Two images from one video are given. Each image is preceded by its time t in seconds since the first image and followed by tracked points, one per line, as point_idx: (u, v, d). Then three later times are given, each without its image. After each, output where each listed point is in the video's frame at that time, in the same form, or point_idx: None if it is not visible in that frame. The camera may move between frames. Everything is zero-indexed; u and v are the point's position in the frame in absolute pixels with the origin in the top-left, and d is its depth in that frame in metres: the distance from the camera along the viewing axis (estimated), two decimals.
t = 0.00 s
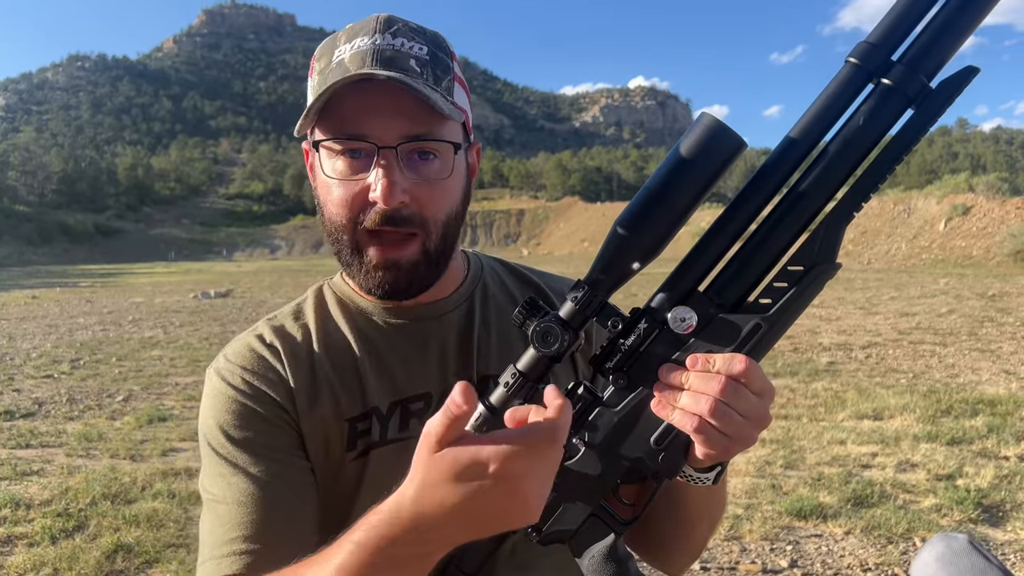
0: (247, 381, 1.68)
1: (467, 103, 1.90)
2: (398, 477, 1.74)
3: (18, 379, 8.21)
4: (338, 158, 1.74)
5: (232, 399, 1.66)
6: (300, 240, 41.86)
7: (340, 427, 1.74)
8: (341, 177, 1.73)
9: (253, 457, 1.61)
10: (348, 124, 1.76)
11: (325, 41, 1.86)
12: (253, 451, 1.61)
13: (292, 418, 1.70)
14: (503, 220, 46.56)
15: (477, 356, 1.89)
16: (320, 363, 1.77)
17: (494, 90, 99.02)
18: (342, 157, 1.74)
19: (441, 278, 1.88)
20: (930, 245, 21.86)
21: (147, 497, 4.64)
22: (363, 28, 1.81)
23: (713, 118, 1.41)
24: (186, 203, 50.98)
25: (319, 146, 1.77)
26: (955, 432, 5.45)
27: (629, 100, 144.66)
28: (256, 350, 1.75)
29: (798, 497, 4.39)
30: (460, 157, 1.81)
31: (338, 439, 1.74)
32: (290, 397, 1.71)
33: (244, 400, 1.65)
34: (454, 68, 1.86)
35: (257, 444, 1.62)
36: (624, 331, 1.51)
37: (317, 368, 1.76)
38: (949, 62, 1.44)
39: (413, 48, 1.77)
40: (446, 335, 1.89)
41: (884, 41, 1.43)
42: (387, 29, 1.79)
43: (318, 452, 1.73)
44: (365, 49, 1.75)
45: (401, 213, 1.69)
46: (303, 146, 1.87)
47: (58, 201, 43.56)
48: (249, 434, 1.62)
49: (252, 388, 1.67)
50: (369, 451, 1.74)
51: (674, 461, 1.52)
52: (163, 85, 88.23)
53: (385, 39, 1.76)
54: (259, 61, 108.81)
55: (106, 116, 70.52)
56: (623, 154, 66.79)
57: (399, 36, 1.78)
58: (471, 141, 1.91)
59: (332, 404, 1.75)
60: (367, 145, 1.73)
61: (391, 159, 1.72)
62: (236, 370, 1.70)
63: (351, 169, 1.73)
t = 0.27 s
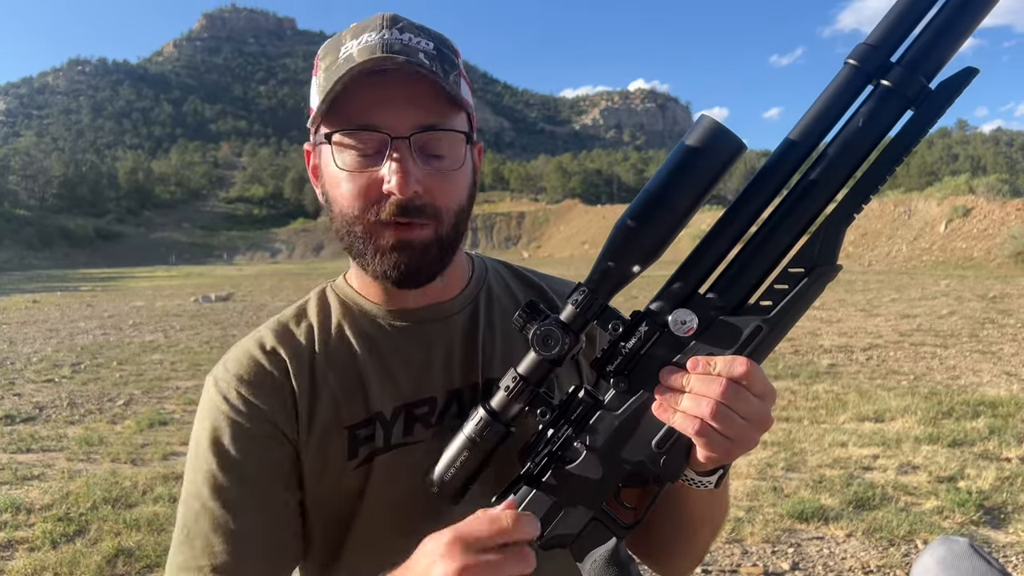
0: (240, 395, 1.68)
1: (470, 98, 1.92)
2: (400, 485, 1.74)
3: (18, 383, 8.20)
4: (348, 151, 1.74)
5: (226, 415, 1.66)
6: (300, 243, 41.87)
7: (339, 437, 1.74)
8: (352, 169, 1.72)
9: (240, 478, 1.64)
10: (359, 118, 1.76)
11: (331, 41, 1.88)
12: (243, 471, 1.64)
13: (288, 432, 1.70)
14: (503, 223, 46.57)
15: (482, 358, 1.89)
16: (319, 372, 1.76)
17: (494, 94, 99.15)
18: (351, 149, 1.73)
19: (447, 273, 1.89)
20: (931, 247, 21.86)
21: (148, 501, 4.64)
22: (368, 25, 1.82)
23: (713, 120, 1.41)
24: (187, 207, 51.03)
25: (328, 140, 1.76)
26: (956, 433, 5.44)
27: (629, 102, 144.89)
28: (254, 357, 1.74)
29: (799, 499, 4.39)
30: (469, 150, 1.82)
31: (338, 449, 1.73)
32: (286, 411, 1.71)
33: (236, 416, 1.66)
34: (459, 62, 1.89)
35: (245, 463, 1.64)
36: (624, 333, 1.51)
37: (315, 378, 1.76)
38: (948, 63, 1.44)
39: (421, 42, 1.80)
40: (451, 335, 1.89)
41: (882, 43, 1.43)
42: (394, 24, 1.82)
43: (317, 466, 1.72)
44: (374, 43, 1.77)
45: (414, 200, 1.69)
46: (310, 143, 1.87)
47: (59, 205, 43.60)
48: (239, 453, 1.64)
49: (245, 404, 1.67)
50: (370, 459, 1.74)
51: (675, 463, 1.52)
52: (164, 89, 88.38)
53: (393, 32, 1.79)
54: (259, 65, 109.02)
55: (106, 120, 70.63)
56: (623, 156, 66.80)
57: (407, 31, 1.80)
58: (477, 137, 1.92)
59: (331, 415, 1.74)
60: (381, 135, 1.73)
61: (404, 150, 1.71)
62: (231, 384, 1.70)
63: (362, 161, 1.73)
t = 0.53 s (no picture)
0: (229, 418, 1.68)
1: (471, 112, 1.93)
2: (396, 498, 1.75)
3: (19, 387, 8.19)
4: (375, 202, 1.70)
5: (216, 438, 1.67)
6: (301, 246, 41.89)
7: (331, 453, 1.73)
8: (376, 220, 1.70)
9: (228, 503, 1.65)
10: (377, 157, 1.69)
11: (325, 61, 1.78)
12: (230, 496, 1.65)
13: (278, 452, 1.71)
14: (503, 226, 46.59)
15: (478, 364, 1.89)
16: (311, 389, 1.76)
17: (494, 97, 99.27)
18: (376, 198, 1.70)
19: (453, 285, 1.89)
20: (931, 249, 21.85)
21: (149, 505, 4.64)
22: (375, 53, 1.73)
23: (711, 126, 1.41)
24: (187, 210, 51.06)
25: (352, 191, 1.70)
26: (957, 435, 5.43)
27: (629, 105, 145.15)
28: (244, 378, 1.74)
29: (801, 501, 4.38)
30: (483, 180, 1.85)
31: (329, 466, 1.72)
32: (275, 431, 1.70)
33: (226, 438, 1.66)
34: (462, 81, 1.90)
35: (233, 486, 1.65)
36: (623, 338, 1.51)
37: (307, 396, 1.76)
38: (946, 68, 1.44)
39: (436, 77, 1.80)
40: (447, 344, 1.89)
41: (881, 48, 1.43)
42: (404, 55, 1.75)
43: (306, 485, 1.71)
44: (390, 83, 1.74)
45: (445, 248, 1.70)
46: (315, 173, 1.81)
47: (59, 209, 43.61)
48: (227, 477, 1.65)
49: (235, 427, 1.67)
50: (364, 475, 1.73)
51: (674, 467, 1.53)
52: (164, 93, 88.50)
53: (406, 68, 1.75)
54: (259, 68, 109.19)
55: (107, 123, 70.71)
56: (623, 159, 66.82)
57: (419, 65, 1.76)
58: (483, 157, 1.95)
59: (322, 433, 1.74)
60: (408, 188, 1.70)
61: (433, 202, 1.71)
62: (221, 408, 1.70)
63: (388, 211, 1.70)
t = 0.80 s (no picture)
0: (222, 427, 1.69)
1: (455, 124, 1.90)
2: (390, 505, 1.75)
3: (19, 390, 8.19)
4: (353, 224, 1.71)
5: (210, 447, 1.68)
6: (301, 249, 41.90)
7: (322, 460, 1.72)
8: (358, 241, 1.71)
9: (224, 511, 1.66)
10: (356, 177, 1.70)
11: (303, 77, 1.76)
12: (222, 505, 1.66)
13: (271, 461, 1.71)
14: (503, 228, 46.60)
15: (470, 369, 1.90)
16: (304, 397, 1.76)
17: (494, 99, 99.39)
18: (357, 219, 1.71)
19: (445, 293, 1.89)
20: (931, 251, 21.85)
21: (149, 508, 4.63)
22: (351, 72, 1.72)
23: (700, 129, 1.42)
24: (187, 213, 51.08)
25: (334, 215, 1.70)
26: (958, 437, 5.43)
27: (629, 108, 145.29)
28: (236, 387, 1.75)
29: (801, 504, 4.38)
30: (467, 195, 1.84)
31: (324, 472, 1.72)
32: (266, 440, 1.71)
33: (219, 447, 1.67)
34: (444, 94, 1.88)
35: (225, 495, 1.66)
36: (616, 340, 1.52)
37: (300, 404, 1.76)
38: (937, 67, 1.44)
39: (415, 93, 1.78)
40: (439, 349, 1.89)
41: (871, 49, 1.44)
42: (380, 73, 1.73)
43: (298, 493, 1.70)
44: (368, 102, 1.73)
45: (429, 264, 1.70)
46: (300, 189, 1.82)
47: (60, 212, 43.63)
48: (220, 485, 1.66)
49: (228, 436, 1.69)
50: (358, 482, 1.73)
51: (668, 470, 1.53)
52: (164, 96, 88.63)
53: (383, 88, 1.73)
54: (259, 72, 109.32)
55: (107, 127, 70.81)
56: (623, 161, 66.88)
57: (397, 81, 1.75)
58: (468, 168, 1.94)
59: (315, 441, 1.73)
60: (390, 207, 1.70)
61: (414, 220, 1.71)
62: (215, 417, 1.71)
63: (371, 231, 1.71)
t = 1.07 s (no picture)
0: (222, 428, 1.69)
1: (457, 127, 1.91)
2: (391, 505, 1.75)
3: (20, 392, 8.20)
4: (355, 223, 1.71)
5: (210, 449, 1.68)
6: (301, 251, 41.91)
7: (322, 461, 1.72)
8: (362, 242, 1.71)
9: (224, 511, 1.66)
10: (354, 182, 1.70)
11: (307, 77, 1.76)
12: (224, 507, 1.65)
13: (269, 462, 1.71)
14: (503, 230, 46.62)
15: (469, 370, 1.90)
16: (303, 400, 1.76)
17: (494, 101, 99.46)
18: (358, 219, 1.70)
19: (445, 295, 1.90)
20: (931, 252, 21.87)
21: (149, 510, 4.63)
22: (353, 72, 1.72)
23: (697, 129, 1.42)
24: (187, 215, 51.09)
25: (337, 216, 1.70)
26: (958, 438, 5.43)
27: (628, 109, 145.35)
28: (235, 389, 1.75)
29: (801, 505, 4.38)
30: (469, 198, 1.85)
31: (323, 474, 1.72)
32: (265, 441, 1.70)
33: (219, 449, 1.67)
34: (445, 95, 1.89)
35: (224, 497, 1.66)
36: (614, 341, 1.52)
37: (299, 406, 1.76)
38: (932, 65, 1.45)
39: (417, 94, 1.78)
40: (438, 351, 1.90)
41: (866, 47, 1.44)
42: (383, 73, 1.73)
43: (297, 494, 1.70)
44: (370, 102, 1.73)
45: (429, 264, 1.70)
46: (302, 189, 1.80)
47: (60, 214, 43.63)
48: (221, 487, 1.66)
49: (228, 438, 1.68)
50: (358, 483, 1.73)
51: (667, 469, 1.53)
52: (165, 98, 88.69)
53: (386, 88, 1.74)
54: (259, 74, 109.43)
55: (107, 129, 70.89)
56: (623, 163, 66.93)
57: (399, 81, 1.75)
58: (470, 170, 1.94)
59: (315, 440, 1.74)
60: (391, 208, 1.71)
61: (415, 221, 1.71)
62: (214, 420, 1.71)
63: (374, 231, 1.71)
